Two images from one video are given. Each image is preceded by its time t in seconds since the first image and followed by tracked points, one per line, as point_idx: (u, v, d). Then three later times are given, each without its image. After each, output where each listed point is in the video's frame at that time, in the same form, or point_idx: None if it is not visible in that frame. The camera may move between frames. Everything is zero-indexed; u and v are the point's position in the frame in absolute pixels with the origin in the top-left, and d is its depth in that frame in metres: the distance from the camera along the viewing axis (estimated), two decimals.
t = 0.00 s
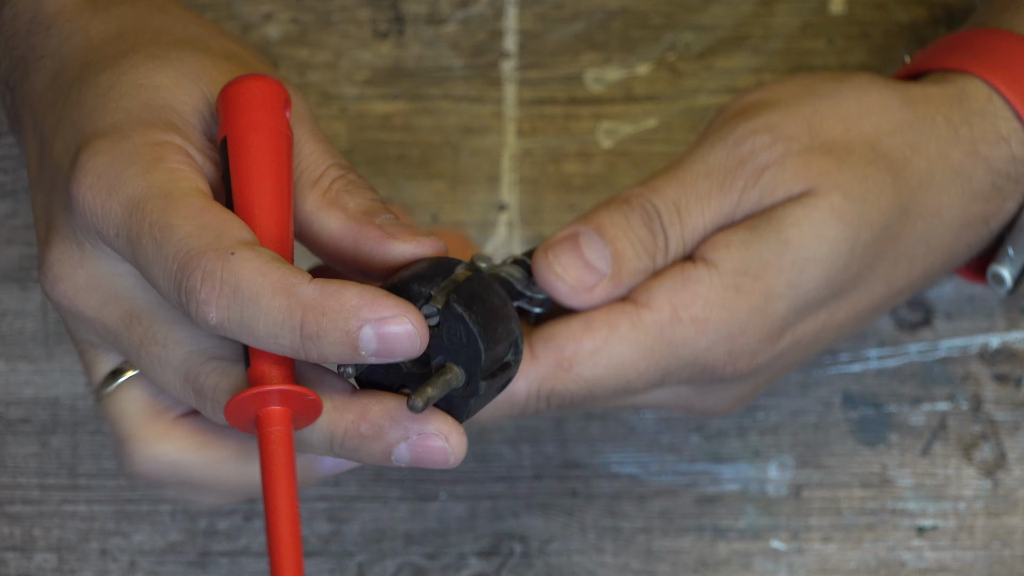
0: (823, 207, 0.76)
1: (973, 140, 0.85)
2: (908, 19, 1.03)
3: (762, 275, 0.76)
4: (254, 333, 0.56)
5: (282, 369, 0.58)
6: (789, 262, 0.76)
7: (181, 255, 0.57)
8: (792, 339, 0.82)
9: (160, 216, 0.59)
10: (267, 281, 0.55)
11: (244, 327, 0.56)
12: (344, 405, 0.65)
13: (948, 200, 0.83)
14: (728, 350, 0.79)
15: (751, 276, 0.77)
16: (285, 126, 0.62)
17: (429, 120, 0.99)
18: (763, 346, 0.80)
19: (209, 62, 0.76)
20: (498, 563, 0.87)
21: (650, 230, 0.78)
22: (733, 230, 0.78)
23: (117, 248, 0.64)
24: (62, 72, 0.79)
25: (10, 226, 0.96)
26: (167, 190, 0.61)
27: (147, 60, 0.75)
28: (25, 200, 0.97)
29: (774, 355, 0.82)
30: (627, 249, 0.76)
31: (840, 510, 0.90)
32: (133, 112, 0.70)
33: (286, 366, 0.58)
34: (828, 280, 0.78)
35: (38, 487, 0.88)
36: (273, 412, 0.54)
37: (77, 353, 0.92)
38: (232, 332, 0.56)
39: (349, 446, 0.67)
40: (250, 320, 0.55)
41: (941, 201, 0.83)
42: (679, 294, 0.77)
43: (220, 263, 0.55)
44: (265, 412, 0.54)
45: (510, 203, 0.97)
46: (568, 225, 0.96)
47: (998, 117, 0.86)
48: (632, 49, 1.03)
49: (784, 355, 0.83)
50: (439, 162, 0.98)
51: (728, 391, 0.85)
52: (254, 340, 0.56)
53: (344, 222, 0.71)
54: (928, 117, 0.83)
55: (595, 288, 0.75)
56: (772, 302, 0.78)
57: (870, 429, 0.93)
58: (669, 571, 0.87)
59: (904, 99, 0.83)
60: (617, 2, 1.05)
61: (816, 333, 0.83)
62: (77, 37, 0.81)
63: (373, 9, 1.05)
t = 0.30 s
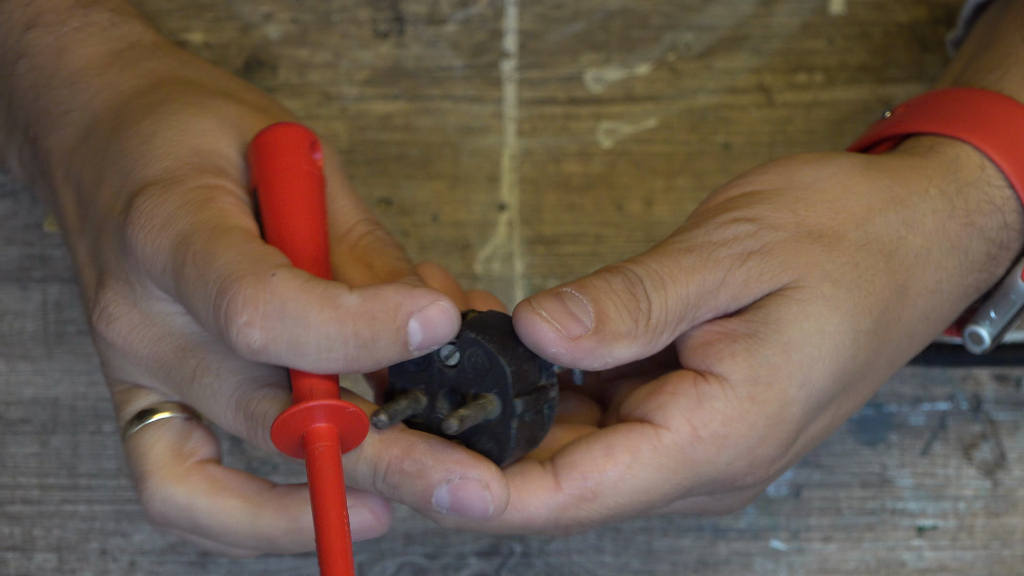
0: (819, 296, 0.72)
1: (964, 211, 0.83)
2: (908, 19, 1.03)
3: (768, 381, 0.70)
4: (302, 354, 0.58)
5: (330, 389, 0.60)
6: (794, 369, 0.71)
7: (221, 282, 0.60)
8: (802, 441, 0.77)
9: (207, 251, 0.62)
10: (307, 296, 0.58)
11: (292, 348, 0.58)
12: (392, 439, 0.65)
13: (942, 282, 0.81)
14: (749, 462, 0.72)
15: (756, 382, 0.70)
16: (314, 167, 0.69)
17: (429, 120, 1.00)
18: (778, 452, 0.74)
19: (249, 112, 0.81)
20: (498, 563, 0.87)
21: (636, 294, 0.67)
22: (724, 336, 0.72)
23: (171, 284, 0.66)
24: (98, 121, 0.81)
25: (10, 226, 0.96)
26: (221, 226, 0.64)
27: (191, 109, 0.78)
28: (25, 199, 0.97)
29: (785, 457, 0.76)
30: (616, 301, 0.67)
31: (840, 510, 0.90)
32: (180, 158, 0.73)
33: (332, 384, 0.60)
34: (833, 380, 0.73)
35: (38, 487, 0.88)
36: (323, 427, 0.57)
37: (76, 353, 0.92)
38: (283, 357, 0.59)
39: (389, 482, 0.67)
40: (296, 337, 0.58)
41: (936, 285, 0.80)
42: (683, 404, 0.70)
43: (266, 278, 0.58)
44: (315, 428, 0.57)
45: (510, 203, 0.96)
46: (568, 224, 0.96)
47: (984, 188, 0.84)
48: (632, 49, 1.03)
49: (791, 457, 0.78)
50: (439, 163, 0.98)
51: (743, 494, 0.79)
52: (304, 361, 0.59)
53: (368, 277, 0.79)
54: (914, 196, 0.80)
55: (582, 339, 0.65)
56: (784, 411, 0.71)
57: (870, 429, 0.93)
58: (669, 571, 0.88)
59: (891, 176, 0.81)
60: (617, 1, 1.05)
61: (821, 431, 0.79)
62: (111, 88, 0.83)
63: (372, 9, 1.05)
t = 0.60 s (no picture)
0: (750, 184, 0.79)
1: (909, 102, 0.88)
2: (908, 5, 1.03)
3: (708, 248, 0.77)
4: (314, 308, 0.59)
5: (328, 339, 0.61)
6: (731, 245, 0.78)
7: (235, 231, 0.58)
8: (784, 329, 0.83)
9: (208, 195, 0.60)
10: (328, 253, 0.59)
11: (305, 303, 0.59)
12: (387, 385, 0.72)
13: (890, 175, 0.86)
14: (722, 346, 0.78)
15: (696, 257, 0.77)
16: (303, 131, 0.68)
17: (430, 120, 1.00)
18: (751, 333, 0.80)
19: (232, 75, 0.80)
20: (499, 563, 0.87)
21: (585, 236, 0.79)
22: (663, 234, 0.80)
23: (162, 225, 0.63)
24: (77, 77, 0.79)
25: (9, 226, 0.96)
26: (221, 168, 0.62)
27: (180, 71, 0.77)
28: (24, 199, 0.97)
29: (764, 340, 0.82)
30: (568, 250, 0.77)
31: (840, 510, 0.90)
32: (169, 106, 0.71)
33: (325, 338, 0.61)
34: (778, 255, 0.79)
35: (38, 488, 0.88)
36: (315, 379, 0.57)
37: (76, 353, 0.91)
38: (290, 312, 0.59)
39: (389, 425, 0.74)
40: (310, 292, 0.59)
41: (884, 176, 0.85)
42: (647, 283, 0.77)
43: (302, 241, 0.58)
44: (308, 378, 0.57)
45: (510, 203, 0.97)
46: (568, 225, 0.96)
47: (939, 88, 0.89)
48: (632, 49, 1.03)
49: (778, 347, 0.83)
50: (439, 162, 0.98)
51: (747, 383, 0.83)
52: (314, 315, 0.59)
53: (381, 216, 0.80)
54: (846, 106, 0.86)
55: (531, 279, 0.74)
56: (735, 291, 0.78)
57: (870, 429, 0.93)
58: (669, 571, 0.88)
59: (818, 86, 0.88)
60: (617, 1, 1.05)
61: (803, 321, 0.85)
62: (89, 43, 0.82)
63: (372, 9, 1.04)
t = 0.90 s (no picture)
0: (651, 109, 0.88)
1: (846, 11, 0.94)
2: None
3: (691, 181, 0.84)
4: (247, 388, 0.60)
5: (261, 429, 0.63)
6: (710, 111, 0.86)
7: (192, 309, 0.61)
8: (777, 171, 0.89)
9: (184, 272, 0.62)
10: (277, 346, 0.61)
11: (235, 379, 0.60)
12: (329, 469, 0.72)
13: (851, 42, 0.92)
14: (724, 160, 0.85)
15: (683, 205, 0.84)
16: (329, 192, 0.66)
17: (430, 120, 1.00)
18: (753, 172, 0.86)
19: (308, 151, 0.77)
20: (499, 563, 0.87)
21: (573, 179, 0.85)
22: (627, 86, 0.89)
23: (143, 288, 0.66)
24: (162, 109, 0.79)
25: (9, 226, 0.95)
26: (204, 252, 0.64)
27: (249, 120, 0.76)
28: (25, 199, 0.97)
29: (765, 179, 0.88)
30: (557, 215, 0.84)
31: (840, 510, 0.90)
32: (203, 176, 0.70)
33: (262, 423, 0.63)
34: (750, 100, 0.87)
35: (38, 487, 0.88)
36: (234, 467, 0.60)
37: (77, 353, 0.91)
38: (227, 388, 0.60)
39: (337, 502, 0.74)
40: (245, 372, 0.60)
41: (840, 42, 0.92)
42: (648, 261, 0.84)
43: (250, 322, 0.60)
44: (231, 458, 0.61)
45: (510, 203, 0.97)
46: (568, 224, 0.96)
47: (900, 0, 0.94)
48: (632, 50, 1.03)
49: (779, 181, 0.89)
50: (439, 162, 0.98)
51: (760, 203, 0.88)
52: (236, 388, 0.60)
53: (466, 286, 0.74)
54: None
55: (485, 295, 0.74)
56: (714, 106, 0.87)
57: (871, 429, 0.92)
58: (670, 571, 0.88)
59: None
60: (617, 2, 1.05)
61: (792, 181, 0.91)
62: (184, 75, 0.81)
63: (373, 9, 1.05)
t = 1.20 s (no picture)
0: (612, 139, 0.82)
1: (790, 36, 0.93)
2: None
3: (698, 210, 0.81)
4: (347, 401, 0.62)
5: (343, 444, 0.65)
6: (701, 138, 0.83)
7: (305, 320, 0.61)
8: (752, 192, 0.87)
9: (277, 278, 0.62)
10: (382, 362, 0.63)
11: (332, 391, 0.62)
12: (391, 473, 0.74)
13: (783, 55, 0.92)
14: (727, 190, 0.83)
15: (695, 244, 0.81)
16: (381, 187, 0.67)
17: (429, 120, 1.00)
18: (747, 191, 0.85)
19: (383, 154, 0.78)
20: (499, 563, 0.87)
21: (583, 239, 0.73)
22: (614, 116, 0.83)
23: (223, 291, 0.64)
24: (200, 109, 0.78)
25: (10, 226, 0.95)
26: (296, 259, 0.64)
27: (296, 112, 0.76)
28: (26, 199, 0.96)
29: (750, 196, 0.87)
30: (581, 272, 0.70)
31: (840, 510, 0.90)
32: (271, 183, 0.69)
33: (345, 433, 0.65)
34: (738, 122, 0.85)
35: (38, 487, 0.88)
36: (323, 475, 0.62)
37: (76, 353, 0.91)
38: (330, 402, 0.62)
39: (385, 511, 0.75)
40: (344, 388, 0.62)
41: (774, 40, 0.91)
42: (694, 303, 0.80)
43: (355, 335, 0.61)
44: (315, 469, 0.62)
45: (510, 202, 0.96)
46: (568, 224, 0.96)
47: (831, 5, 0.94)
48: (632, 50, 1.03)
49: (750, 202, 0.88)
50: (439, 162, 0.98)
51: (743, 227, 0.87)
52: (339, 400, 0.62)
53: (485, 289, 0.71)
54: None
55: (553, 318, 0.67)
56: (713, 132, 0.83)
57: (871, 429, 0.92)
58: (669, 571, 0.88)
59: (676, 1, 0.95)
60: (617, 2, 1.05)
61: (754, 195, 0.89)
62: (220, 78, 0.81)
63: (373, 9, 1.05)
